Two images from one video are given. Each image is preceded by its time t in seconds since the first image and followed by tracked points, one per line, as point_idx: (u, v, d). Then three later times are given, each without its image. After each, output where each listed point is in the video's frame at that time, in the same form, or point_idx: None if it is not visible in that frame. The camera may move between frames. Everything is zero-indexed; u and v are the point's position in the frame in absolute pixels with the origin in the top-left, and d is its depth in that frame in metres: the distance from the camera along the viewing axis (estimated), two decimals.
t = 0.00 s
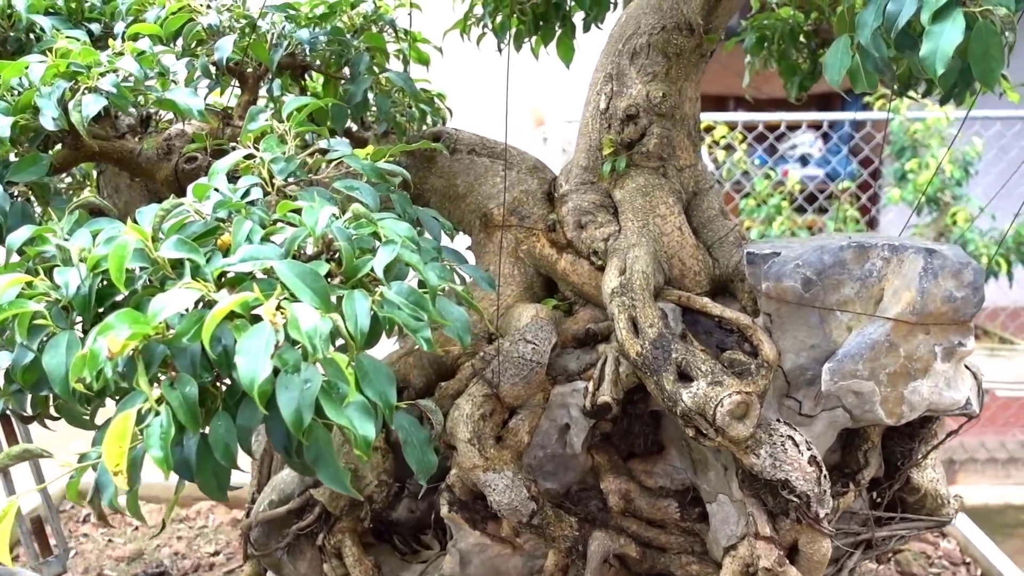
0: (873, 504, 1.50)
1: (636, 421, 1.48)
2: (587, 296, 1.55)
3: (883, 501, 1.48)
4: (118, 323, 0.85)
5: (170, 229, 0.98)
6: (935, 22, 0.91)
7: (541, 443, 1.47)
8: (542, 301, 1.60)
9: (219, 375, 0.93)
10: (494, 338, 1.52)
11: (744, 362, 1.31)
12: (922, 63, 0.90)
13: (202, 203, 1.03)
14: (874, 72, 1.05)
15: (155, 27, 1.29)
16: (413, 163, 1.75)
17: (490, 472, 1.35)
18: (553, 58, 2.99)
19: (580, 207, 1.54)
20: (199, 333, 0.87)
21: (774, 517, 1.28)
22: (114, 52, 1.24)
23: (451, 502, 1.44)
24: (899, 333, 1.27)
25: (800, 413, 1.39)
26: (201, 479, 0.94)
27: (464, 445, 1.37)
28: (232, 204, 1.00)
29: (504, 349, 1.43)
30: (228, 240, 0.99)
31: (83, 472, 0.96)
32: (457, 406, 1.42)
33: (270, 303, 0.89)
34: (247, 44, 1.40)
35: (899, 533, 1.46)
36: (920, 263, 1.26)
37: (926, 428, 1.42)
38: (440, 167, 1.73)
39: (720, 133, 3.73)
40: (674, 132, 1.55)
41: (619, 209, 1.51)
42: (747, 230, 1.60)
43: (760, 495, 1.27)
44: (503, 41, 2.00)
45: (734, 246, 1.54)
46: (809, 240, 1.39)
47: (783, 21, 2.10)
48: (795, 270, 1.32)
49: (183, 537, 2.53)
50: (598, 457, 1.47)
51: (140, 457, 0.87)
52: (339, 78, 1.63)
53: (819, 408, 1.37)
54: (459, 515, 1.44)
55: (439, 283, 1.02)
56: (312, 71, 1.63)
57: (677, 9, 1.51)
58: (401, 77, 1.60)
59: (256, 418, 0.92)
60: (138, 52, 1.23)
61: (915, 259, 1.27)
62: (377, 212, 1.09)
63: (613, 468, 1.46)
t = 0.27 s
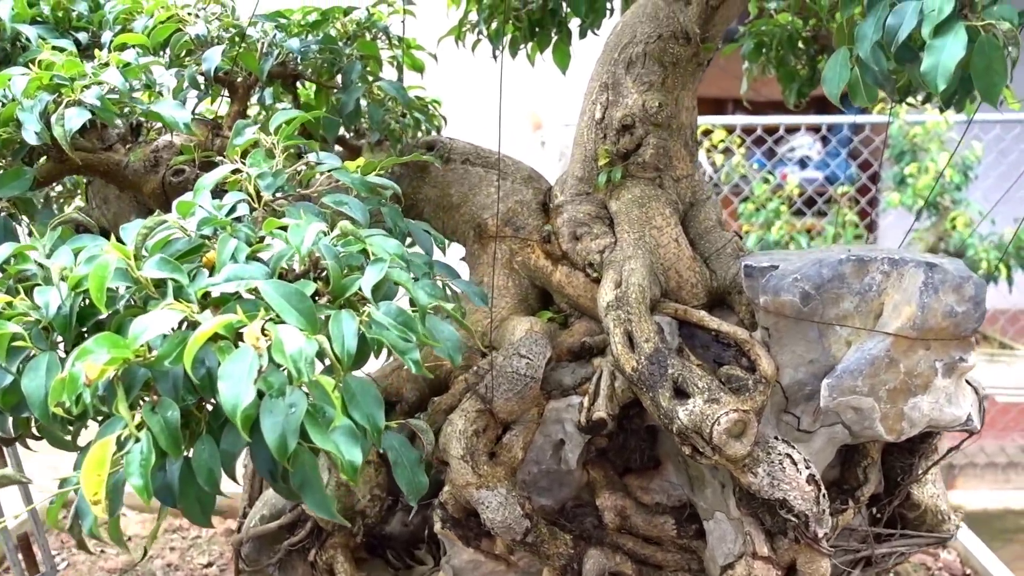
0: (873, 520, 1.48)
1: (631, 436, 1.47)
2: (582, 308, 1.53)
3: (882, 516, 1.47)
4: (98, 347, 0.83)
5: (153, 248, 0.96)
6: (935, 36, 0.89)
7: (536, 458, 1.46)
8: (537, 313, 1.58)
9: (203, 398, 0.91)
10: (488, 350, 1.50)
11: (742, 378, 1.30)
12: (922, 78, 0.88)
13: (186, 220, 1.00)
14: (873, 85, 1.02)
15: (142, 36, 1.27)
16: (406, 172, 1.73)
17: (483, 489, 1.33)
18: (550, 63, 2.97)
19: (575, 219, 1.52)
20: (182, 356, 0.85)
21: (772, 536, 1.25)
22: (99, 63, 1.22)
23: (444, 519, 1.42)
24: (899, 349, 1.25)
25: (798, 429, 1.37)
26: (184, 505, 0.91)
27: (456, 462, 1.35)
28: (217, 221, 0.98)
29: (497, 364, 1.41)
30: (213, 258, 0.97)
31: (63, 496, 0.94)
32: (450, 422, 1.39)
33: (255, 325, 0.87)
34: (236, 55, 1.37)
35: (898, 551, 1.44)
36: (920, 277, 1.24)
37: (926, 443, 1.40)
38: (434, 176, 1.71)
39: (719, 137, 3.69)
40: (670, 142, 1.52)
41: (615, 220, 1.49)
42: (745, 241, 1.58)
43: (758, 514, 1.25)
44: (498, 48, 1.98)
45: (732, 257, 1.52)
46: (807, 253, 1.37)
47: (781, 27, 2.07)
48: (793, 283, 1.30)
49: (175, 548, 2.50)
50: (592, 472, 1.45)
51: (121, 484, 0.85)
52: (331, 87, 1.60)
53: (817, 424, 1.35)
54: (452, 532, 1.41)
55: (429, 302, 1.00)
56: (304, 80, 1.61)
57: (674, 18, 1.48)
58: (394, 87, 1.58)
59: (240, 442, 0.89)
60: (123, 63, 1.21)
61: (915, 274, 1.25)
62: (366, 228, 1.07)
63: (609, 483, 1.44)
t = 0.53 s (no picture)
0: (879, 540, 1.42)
1: (630, 453, 1.40)
2: (577, 320, 1.48)
3: (889, 536, 1.41)
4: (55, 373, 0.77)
5: (120, 264, 0.90)
6: (950, 40, 0.84)
7: (529, 477, 1.39)
8: (531, 325, 1.52)
9: (171, 425, 0.85)
10: (480, 364, 1.45)
11: (744, 395, 1.24)
12: (936, 84, 0.82)
13: (156, 234, 0.95)
14: (881, 91, 0.97)
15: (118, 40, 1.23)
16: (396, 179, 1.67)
17: (474, 510, 1.27)
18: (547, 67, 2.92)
19: (570, 228, 1.46)
20: (146, 381, 0.80)
21: (776, 561, 1.21)
22: (71, 69, 1.16)
23: (433, 541, 1.36)
24: (908, 365, 1.20)
25: (802, 447, 1.31)
26: (151, 538, 0.85)
27: (446, 482, 1.30)
28: (188, 236, 0.92)
29: (489, 380, 1.35)
30: (184, 274, 0.91)
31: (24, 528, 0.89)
32: (440, 440, 1.33)
33: (225, 348, 0.81)
34: (217, 58, 1.32)
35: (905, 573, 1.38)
36: (930, 290, 1.19)
37: (935, 461, 1.35)
38: (425, 183, 1.65)
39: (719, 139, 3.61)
40: (669, 148, 1.46)
41: (611, 229, 1.43)
42: (746, 250, 1.53)
43: (760, 537, 1.20)
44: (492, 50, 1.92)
45: (732, 267, 1.46)
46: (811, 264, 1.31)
47: (783, 29, 2.02)
48: (797, 296, 1.25)
49: (164, 561, 2.44)
50: (589, 491, 1.39)
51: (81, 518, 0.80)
52: (318, 92, 1.55)
53: (822, 443, 1.29)
54: (442, 554, 1.36)
55: (412, 321, 0.94)
56: (290, 84, 1.55)
57: (672, 20, 1.43)
58: (382, 91, 1.52)
59: (210, 473, 0.84)
60: (95, 68, 1.15)
61: (924, 286, 1.20)
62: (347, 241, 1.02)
63: (606, 503, 1.38)
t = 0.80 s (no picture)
0: None
1: (644, 491, 1.30)
2: (587, 347, 1.38)
3: None
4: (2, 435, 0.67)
5: (82, 303, 0.80)
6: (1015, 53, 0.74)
7: (536, 518, 1.31)
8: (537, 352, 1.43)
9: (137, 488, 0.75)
10: (483, 394, 1.35)
11: (770, 433, 1.15)
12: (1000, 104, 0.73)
13: (124, 267, 0.85)
14: (931, 107, 0.89)
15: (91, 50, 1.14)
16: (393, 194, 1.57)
17: (477, 557, 1.18)
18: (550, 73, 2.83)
19: (579, 248, 1.36)
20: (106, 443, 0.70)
21: None
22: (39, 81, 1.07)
23: None
24: (949, 402, 1.11)
25: (832, 488, 1.21)
26: None
27: (448, 525, 1.20)
28: (159, 271, 0.82)
29: (493, 415, 1.25)
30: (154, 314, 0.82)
31: None
32: (440, 479, 1.24)
33: (197, 403, 0.71)
34: (199, 69, 1.22)
35: None
36: (973, 320, 1.10)
37: (973, 500, 1.26)
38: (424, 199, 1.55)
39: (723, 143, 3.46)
40: (685, 163, 1.37)
41: (624, 250, 1.34)
42: (767, 271, 1.43)
43: None
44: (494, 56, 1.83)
45: (753, 290, 1.37)
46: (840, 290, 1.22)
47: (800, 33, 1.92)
48: (826, 326, 1.15)
49: None
50: (600, 533, 1.30)
51: None
52: (311, 103, 1.45)
53: (854, 483, 1.20)
54: None
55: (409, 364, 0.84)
56: (280, 95, 1.46)
57: (689, 27, 1.34)
58: (376, 101, 1.42)
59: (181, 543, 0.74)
60: (63, 80, 1.06)
61: (966, 316, 1.11)
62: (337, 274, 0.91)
63: (619, 545, 1.29)
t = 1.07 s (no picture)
0: None
1: (655, 532, 1.18)
2: (592, 371, 1.27)
3: None
4: None
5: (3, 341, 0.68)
6: None
7: (536, 562, 1.19)
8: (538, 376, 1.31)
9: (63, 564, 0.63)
10: (478, 423, 1.24)
11: (798, 472, 1.03)
12: None
13: (58, 296, 0.72)
14: (995, 107, 0.84)
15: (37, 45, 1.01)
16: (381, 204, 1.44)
17: None
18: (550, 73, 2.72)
19: (583, 264, 1.25)
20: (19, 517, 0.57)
21: None
22: None
23: None
24: (998, 439, 0.99)
25: (864, 532, 1.09)
26: None
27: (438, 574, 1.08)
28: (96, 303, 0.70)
29: (489, 449, 1.14)
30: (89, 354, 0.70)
31: None
32: (430, 521, 1.12)
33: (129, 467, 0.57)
34: (162, 67, 1.10)
35: None
36: None
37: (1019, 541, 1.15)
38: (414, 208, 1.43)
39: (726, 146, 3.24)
40: (699, 170, 1.25)
41: (633, 266, 1.22)
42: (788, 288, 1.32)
43: None
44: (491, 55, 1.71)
45: (774, 310, 1.25)
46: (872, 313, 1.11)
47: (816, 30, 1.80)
48: (859, 352, 1.04)
49: None
50: None
51: None
52: (291, 104, 1.34)
53: (890, 526, 1.08)
54: None
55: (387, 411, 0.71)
56: (258, 97, 1.34)
57: (705, 20, 1.22)
58: (362, 103, 1.28)
59: None
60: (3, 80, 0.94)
61: (1018, 343, 1.00)
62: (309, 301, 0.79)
63: None
